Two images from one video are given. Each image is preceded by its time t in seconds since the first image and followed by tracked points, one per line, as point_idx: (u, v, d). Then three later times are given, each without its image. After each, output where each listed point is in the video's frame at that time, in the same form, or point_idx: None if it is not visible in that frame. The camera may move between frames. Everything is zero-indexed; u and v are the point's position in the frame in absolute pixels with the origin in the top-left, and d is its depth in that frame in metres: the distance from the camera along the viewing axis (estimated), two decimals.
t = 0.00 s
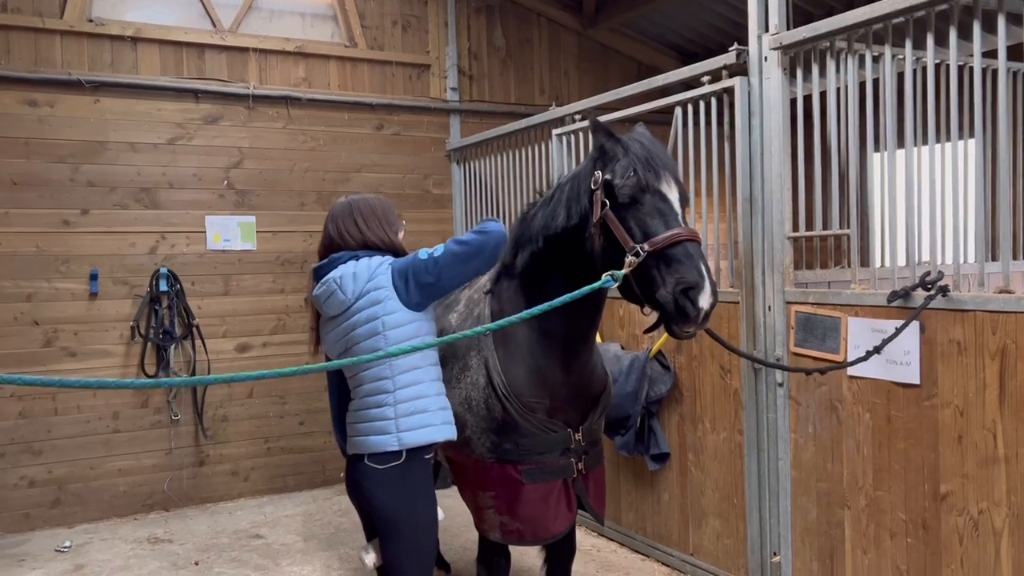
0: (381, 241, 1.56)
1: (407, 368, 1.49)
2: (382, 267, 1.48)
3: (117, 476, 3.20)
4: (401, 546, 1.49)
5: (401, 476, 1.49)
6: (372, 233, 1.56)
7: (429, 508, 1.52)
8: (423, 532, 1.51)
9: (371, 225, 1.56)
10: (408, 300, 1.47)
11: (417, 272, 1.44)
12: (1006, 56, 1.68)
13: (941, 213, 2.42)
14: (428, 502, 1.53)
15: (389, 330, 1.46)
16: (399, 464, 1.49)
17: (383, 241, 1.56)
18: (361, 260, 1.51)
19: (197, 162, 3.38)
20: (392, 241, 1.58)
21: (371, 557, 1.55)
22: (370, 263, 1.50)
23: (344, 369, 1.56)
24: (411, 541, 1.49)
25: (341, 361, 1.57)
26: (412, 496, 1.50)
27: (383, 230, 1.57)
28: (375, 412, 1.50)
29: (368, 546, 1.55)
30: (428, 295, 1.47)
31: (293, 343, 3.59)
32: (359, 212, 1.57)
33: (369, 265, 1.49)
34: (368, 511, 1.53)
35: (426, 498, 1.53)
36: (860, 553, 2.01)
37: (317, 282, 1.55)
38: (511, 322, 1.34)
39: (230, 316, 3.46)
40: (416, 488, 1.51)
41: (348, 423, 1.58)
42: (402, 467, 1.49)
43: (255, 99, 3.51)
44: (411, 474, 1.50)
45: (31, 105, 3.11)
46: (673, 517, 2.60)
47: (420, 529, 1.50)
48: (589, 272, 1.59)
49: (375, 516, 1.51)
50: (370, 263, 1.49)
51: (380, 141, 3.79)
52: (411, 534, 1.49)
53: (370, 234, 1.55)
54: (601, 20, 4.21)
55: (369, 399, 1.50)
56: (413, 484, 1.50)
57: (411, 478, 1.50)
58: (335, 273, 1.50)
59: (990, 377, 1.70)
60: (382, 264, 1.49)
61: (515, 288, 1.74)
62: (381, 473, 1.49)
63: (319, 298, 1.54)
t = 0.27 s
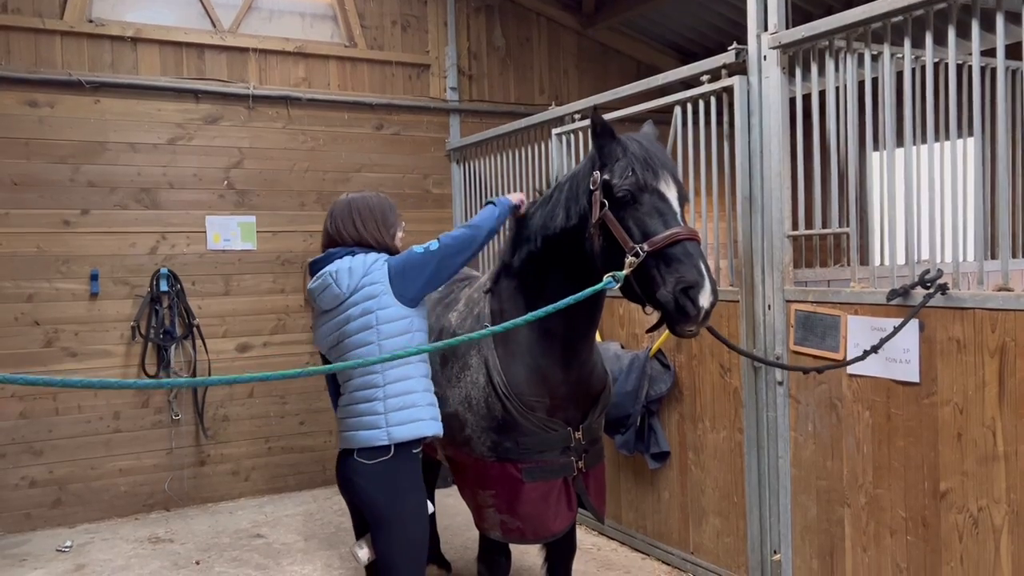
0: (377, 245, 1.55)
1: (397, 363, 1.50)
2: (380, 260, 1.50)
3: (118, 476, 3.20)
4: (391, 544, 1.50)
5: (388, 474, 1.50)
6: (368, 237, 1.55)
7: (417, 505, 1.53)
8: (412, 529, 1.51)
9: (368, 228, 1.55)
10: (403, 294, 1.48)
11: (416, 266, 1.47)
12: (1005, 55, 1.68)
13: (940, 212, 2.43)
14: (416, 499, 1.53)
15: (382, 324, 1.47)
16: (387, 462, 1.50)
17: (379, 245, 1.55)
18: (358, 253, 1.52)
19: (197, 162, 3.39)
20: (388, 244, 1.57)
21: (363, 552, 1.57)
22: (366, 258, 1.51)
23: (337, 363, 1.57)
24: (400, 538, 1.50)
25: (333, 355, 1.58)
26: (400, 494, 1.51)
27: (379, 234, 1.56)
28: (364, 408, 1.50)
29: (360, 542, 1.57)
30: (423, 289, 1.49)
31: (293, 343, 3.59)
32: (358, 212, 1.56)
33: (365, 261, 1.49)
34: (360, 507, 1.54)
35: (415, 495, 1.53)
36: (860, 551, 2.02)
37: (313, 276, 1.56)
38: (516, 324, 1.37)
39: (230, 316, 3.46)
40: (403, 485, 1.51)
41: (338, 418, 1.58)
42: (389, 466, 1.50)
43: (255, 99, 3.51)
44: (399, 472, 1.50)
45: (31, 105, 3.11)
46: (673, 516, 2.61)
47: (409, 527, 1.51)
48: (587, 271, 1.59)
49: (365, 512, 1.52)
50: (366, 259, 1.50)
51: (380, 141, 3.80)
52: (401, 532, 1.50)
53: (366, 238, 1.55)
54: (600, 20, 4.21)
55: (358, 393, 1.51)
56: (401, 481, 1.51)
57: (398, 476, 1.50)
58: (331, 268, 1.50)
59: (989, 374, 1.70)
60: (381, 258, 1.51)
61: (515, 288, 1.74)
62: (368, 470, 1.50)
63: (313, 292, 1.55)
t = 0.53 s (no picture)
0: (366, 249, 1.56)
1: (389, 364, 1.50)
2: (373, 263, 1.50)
3: (119, 477, 3.20)
4: (382, 540, 1.50)
5: (379, 470, 1.50)
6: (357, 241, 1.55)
7: (408, 502, 1.52)
8: (403, 527, 1.51)
9: (357, 233, 1.56)
10: (393, 297, 1.48)
11: (403, 279, 1.45)
12: (1005, 55, 1.68)
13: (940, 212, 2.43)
14: (408, 497, 1.52)
15: (372, 326, 1.47)
16: (379, 460, 1.50)
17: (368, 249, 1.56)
18: (350, 254, 1.53)
19: (197, 163, 3.39)
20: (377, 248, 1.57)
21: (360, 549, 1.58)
22: (359, 259, 1.52)
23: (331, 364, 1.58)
24: (390, 535, 1.49)
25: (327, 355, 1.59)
26: (389, 490, 1.50)
27: (368, 238, 1.56)
28: (358, 406, 1.51)
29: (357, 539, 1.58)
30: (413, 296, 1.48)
31: (293, 344, 3.59)
32: (347, 216, 1.56)
33: (359, 262, 1.50)
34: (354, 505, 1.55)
35: (407, 493, 1.52)
36: (860, 551, 2.02)
37: (309, 277, 1.57)
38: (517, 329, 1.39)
39: (231, 317, 3.47)
40: (394, 482, 1.51)
41: (335, 415, 1.60)
42: (379, 462, 1.50)
43: (255, 100, 3.52)
44: (390, 469, 1.50)
45: (32, 107, 3.12)
46: (673, 516, 2.61)
47: (400, 524, 1.50)
48: (588, 272, 1.59)
49: (357, 509, 1.53)
50: (359, 260, 1.51)
51: (380, 142, 3.80)
52: (391, 528, 1.50)
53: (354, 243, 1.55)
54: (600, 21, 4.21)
55: (350, 393, 1.52)
56: (391, 478, 1.50)
57: (389, 473, 1.50)
58: (325, 270, 1.52)
59: (989, 374, 1.71)
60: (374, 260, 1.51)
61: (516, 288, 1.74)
62: (360, 466, 1.50)
63: (307, 293, 1.56)
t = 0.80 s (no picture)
0: (370, 245, 1.55)
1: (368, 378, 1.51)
2: (362, 278, 1.49)
3: (121, 478, 3.21)
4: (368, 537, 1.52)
5: (368, 471, 1.52)
6: (360, 238, 1.54)
7: (396, 502, 1.53)
8: (390, 526, 1.52)
9: (360, 229, 1.55)
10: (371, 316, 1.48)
11: (372, 314, 1.45)
12: (1006, 55, 1.68)
13: (940, 212, 2.43)
14: (395, 497, 1.53)
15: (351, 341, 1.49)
16: (366, 461, 1.52)
17: (372, 245, 1.55)
18: (343, 260, 1.54)
19: (198, 165, 3.40)
20: (382, 244, 1.56)
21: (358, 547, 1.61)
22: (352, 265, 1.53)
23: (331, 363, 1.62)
24: (376, 534, 1.51)
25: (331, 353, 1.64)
26: (376, 490, 1.52)
27: (372, 234, 1.55)
28: (342, 414, 1.54)
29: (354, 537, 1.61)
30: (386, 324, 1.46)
31: (294, 345, 3.60)
32: (350, 213, 1.56)
33: (353, 267, 1.52)
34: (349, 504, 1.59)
35: (396, 492, 1.54)
36: (861, 552, 2.02)
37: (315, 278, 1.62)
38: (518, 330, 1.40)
39: (232, 318, 3.47)
40: (381, 482, 1.52)
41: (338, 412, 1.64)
42: (366, 462, 1.52)
43: (256, 102, 3.52)
44: (378, 470, 1.52)
45: (33, 109, 3.12)
46: (675, 517, 2.61)
47: (385, 523, 1.52)
48: (589, 273, 1.59)
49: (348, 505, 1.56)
50: (353, 266, 1.52)
51: (381, 144, 3.81)
52: (377, 527, 1.51)
53: (358, 239, 1.54)
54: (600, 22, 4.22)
55: (335, 397, 1.55)
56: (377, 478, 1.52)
57: (377, 473, 1.52)
58: (320, 276, 1.55)
59: (990, 374, 1.71)
60: (366, 272, 1.50)
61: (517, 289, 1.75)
62: (352, 464, 1.53)
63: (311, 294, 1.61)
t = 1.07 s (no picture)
0: (369, 245, 1.55)
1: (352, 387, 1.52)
2: (341, 291, 1.48)
3: (122, 480, 3.21)
4: (365, 536, 1.52)
5: (364, 471, 1.52)
6: (359, 237, 1.54)
7: (393, 501, 1.53)
8: (387, 525, 1.52)
9: (360, 228, 1.55)
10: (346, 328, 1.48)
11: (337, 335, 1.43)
12: (1006, 57, 1.68)
13: (940, 213, 2.44)
14: (393, 496, 1.53)
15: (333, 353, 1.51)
16: (361, 462, 1.52)
17: (371, 245, 1.55)
18: (333, 266, 1.55)
19: (199, 167, 3.40)
20: (381, 246, 1.56)
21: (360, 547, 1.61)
22: (340, 272, 1.53)
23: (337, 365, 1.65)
24: (373, 533, 1.52)
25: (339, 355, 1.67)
26: (372, 489, 1.52)
27: (372, 234, 1.55)
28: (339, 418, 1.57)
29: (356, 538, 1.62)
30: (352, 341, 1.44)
31: (295, 347, 3.60)
32: (353, 211, 1.56)
33: (340, 275, 1.51)
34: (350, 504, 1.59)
35: (393, 492, 1.54)
36: (862, 553, 2.02)
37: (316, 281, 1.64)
38: (519, 332, 1.40)
39: (233, 320, 3.47)
40: (377, 482, 1.52)
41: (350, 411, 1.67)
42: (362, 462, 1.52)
43: (257, 104, 3.53)
44: (375, 470, 1.52)
45: (35, 111, 3.13)
46: (676, 519, 2.61)
47: (383, 521, 1.52)
48: (591, 275, 1.59)
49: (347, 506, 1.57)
50: (342, 272, 1.52)
51: (381, 146, 3.81)
52: (374, 525, 1.52)
53: (357, 238, 1.54)
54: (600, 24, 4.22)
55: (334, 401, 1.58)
56: (372, 476, 1.52)
57: (374, 472, 1.52)
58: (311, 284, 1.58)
59: (990, 376, 1.71)
60: (347, 285, 1.48)
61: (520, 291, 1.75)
62: (350, 464, 1.55)
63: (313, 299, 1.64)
